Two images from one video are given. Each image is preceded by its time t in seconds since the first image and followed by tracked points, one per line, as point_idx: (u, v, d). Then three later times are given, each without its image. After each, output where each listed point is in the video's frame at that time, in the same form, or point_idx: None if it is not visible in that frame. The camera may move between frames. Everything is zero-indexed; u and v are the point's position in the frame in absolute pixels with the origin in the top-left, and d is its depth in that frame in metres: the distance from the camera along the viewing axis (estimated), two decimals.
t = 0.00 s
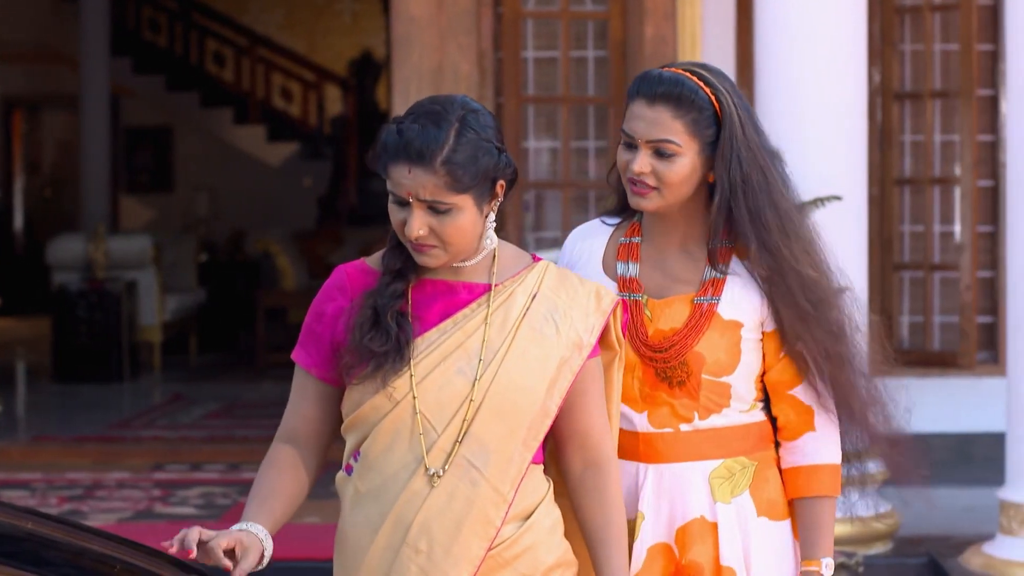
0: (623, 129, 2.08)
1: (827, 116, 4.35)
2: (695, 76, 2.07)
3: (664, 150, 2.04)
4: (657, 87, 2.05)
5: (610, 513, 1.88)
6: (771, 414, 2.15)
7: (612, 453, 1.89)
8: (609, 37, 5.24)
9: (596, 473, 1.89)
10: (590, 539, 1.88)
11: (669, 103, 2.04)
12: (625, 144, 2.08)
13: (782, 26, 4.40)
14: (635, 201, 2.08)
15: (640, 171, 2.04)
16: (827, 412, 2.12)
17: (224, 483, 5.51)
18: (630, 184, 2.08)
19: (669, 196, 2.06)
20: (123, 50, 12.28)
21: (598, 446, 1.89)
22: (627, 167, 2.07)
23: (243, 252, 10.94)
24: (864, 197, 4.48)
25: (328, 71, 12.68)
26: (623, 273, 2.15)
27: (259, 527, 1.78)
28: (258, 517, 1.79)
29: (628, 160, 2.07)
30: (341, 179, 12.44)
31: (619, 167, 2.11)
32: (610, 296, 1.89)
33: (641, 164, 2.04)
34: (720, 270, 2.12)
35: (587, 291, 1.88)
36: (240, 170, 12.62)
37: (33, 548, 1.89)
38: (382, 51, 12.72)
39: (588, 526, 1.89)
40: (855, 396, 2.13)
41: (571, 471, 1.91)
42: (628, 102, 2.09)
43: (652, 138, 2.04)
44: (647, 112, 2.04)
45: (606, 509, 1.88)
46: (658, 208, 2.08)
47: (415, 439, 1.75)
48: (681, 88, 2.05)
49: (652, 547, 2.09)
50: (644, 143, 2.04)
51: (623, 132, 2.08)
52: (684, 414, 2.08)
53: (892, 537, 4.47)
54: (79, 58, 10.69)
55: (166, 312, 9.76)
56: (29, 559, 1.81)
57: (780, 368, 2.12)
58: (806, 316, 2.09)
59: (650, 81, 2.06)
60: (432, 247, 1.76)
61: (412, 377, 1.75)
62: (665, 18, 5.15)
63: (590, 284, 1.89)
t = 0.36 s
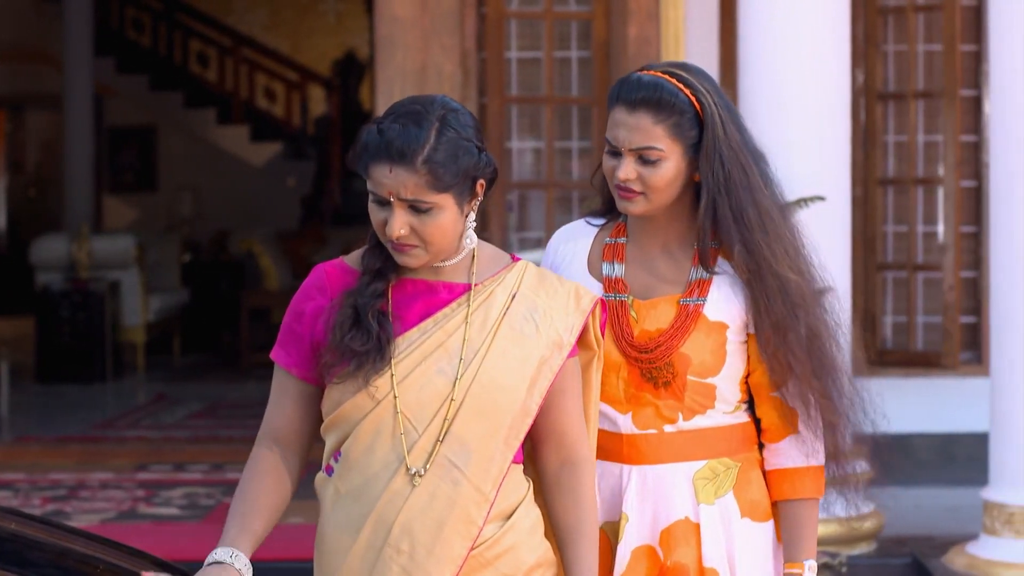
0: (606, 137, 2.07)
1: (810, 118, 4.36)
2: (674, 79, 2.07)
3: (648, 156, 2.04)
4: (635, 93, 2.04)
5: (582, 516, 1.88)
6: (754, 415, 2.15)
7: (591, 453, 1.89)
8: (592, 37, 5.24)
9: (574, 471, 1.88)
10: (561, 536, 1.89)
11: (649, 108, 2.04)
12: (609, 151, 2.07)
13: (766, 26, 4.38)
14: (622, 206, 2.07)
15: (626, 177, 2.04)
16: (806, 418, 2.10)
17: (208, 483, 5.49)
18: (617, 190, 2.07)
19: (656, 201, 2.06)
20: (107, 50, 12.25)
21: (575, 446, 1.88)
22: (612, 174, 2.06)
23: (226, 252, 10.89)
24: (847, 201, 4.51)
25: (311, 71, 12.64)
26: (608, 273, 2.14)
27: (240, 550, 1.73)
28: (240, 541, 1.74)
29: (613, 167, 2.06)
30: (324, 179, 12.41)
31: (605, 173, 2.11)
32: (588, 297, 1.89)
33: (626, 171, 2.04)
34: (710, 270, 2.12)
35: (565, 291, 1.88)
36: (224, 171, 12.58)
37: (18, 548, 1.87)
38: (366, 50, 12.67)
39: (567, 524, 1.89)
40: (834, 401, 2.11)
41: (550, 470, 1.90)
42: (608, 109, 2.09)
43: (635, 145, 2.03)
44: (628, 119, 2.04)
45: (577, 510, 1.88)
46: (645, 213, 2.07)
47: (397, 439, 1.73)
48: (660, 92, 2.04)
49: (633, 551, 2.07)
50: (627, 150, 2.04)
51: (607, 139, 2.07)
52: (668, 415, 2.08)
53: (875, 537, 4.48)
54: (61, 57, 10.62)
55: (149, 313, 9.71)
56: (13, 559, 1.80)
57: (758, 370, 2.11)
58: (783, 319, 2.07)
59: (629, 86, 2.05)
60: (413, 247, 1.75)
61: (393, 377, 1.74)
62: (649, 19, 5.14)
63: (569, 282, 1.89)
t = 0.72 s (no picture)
0: (583, 133, 2.07)
1: (799, 116, 4.36)
2: (651, 75, 2.07)
3: (625, 152, 2.03)
4: (613, 89, 2.04)
5: (578, 511, 1.87)
6: (729, 410, 2.15)
7: (579, 450, 1.89)
8: (582, 37, 5.23)
9: (567, 468, 1.88)
10: (557, 534, 1.88)
11: (626, 104, 2.03)
12: (585, 146, 2.07)
13: (756, 26, 4.39)
14: (599, 203, 2.07)
15: (602, 173, 2.03)
16: (777, 414, 2.12)
17: (198, 483, 5.48)
18: (593, 186, 2.06)
19: (633, 196, 2.05)
20: (96, 49, 12.23)
21: (567, 443, 1.88)
22: (589, 170, 2.05)
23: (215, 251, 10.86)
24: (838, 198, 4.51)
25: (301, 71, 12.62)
26: (586, 269, 2.13)
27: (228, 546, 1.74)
28: (227, 536, 1.75)
29: (589, 163, 2.05)
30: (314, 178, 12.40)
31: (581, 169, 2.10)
32: (579, 292, 1.88)
33: (603, 166, 2.03)
34: (684, 267, 2.11)
35: (556, 286, 1.87)
36: (213, 170, 12.55)
37: (5, 548, 1.85)
38: (355, 51, 12.61)
39: (556, 521, 1.88)
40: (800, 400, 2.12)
41: (540, 467, 1.90)
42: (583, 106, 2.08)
43: (613, 141, 2.03)
44: (604, 115, 2.03)
45: (572, 508, 1.87)
46: (622, 209, 2.06)
47: (385, 435, 1.72)
48: (637, 88, 2.04)
49: (610, 546, 2.06)
50: (604, 145, 2.03)
51: (583, 135, 2.06)
52: (648, 409, 2.07)
53: (866, 536, 4.49)
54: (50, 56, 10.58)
55: (139, 312, 9.68)
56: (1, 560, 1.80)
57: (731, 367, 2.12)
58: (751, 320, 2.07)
59: (606, 82, 2.05)
60: (402, 243, 1.74)
61: (380, 373, 1.73)
62: (638, 18, 5.12)
63: (558, 278, 1.88)
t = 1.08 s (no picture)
0: (579, 132, 2.06)
1: (798, 116, 4.36)
2: (649, 76, 2.07)
3: (624, 151, 2.03)
4: (612, 89, 2.04)
5: (577, 510, 1.87)
6: (719, 410, 2.16)
7: (579, 449, 1.89)
8: (581, 37, 5.23)
9: (566, 466, 1.88)
10: (559, 532, 1.88)
11: (626, 103, 2.03)
12: (582, 145, 2.05)
13: (756, 26, 4.38)
14: (594, 203, 2.06)
15: (601, 173, 2.03)
16: (768, 415, 2.12)
17: (197, 482, 5.48)
18: (590, 186, 2.05)
19: (631, 196, 2.05)
20: (96, 48, 12.23)
21: (566, 442, 1.88)
22: (585, 170, 2.05)
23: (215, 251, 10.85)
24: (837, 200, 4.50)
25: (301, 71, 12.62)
26: (579, 270, 2.12)
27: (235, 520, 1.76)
28: (232, 513, 1.76)
29: (586, 162, 2.05)
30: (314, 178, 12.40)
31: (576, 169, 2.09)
32: (577, 291, 1.88)
33: (601, 165, 2.02)
34: (678, 266, 2.12)
35: (554, 285, 1.87)
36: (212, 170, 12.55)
37: (5, 548, 1.86)
38: (355, 50, 12.64)
39: (557, 520, 1.88)
40: (789, 403, 2.13)
41: (540, 465, 1.90)
42: (579, 106, 2.07)
43: (611, 140, 2.02)
44: (602, 115, 2.03)
45: (573, 507, 1.87)
46: (620, 208, 2.06)
47: (388, 435, 1.72)
48: (637, 89, 2.04)
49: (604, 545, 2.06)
50: (604, 145, 2.03)
51: (579, 134, 2.06)
52: (642, 408, 2.06)
53: (865, 536, 4.49)
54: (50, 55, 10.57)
55: (138, 311, 9.67)
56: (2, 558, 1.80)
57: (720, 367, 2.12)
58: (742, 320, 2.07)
59: (605, 83, 2.04)
60: (404, 242, 1.74)
61: (382, 373, 1.73)
62: (638, 18, 5.12)
63: (557, 277, 1.88)
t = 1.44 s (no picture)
0: (572, 129, 2.06)
1: (790, 117, 4.36)
2: (644, 76, 2.07)
3: (616, 148, 2.03)
4: (607, 87, 2.04)
5: (570, 508, 1.87)
6: (711, 410, 2.16)
7: (571, 448, 1.88)
8: (574, 37, 5.23)
9: (557, 466, 1.88)
10: (551, 533, 1.88)
11: (620, 102, 2.03)
12: (575, 142, 2.06)
13: (750, 27, 4.37)
14: (584, 199, 2.06)
15: (591, 169, 2.03)
16: (761, 415, 2.12)
17: (189, 482, 5.47)
18: (581, 182, 2.05)
19: (622, 195, 2.05)
20: (88, 48, 12.22)
21: (557, 441, 1.87)
22: (577, 167, 2.05)
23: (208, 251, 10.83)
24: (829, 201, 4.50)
25: (294, 71, 12.60)
26: (572, 270, 2.12)
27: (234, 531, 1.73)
28: (230, 522, 1.75)
29: (579, 160, 2.05)
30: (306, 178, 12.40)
31: (569, 167, 2.09)
32: (567, 291, 1.88)
33: (593, 163, 2.03)
34: (672, 267, 2.11)
35: (545, 285, 1.87)
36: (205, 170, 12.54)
37: None
38: (348, 51, 12.61)
39: (549, 520, 1.88)
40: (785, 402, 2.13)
41: (531, 465, 1.90)
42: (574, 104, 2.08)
43: (603, 137, 2.03)
44: (596, 112, 2.03)
45: (565, 505, 1.87)
46: (610, 206, 2.06)
47: (380, 435, 1.72)
48: (632, 88, 2.04)
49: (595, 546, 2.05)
50: (595, 141, 2.03)
51: (573, 131, 2.06)
52: (633, 408, 2.06)
53: (858, 536, 4.49)
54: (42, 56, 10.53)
55: (131, 312, 9.64)
56: None
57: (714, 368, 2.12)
58: (741, 319, 2.07)
59: (600, 80, 2.05)
60: (395, 242, 1.73)
61: (374, 373, 1.72)
62: (630, 18, 5.12)
63: (548, 277, 1.88)
